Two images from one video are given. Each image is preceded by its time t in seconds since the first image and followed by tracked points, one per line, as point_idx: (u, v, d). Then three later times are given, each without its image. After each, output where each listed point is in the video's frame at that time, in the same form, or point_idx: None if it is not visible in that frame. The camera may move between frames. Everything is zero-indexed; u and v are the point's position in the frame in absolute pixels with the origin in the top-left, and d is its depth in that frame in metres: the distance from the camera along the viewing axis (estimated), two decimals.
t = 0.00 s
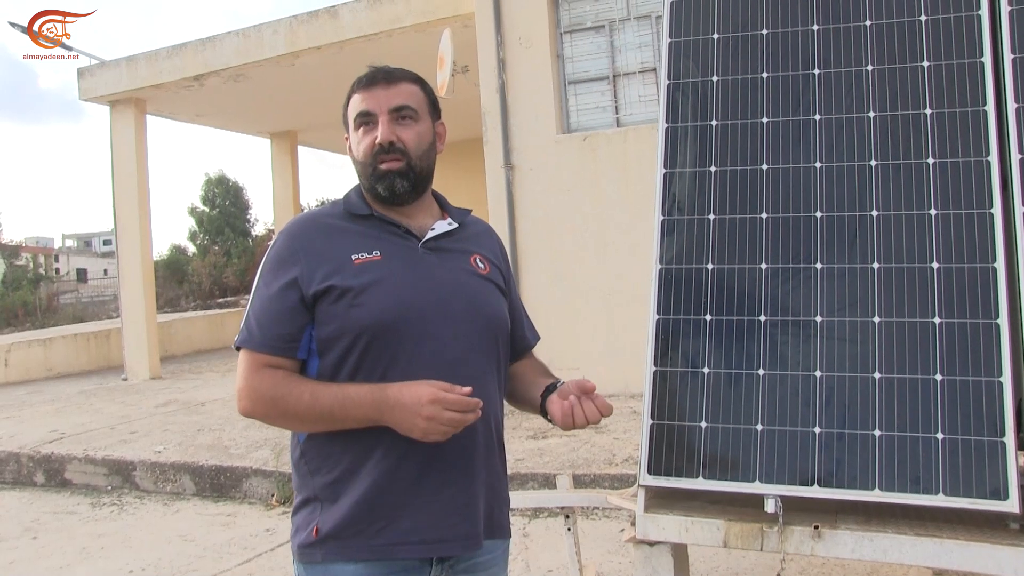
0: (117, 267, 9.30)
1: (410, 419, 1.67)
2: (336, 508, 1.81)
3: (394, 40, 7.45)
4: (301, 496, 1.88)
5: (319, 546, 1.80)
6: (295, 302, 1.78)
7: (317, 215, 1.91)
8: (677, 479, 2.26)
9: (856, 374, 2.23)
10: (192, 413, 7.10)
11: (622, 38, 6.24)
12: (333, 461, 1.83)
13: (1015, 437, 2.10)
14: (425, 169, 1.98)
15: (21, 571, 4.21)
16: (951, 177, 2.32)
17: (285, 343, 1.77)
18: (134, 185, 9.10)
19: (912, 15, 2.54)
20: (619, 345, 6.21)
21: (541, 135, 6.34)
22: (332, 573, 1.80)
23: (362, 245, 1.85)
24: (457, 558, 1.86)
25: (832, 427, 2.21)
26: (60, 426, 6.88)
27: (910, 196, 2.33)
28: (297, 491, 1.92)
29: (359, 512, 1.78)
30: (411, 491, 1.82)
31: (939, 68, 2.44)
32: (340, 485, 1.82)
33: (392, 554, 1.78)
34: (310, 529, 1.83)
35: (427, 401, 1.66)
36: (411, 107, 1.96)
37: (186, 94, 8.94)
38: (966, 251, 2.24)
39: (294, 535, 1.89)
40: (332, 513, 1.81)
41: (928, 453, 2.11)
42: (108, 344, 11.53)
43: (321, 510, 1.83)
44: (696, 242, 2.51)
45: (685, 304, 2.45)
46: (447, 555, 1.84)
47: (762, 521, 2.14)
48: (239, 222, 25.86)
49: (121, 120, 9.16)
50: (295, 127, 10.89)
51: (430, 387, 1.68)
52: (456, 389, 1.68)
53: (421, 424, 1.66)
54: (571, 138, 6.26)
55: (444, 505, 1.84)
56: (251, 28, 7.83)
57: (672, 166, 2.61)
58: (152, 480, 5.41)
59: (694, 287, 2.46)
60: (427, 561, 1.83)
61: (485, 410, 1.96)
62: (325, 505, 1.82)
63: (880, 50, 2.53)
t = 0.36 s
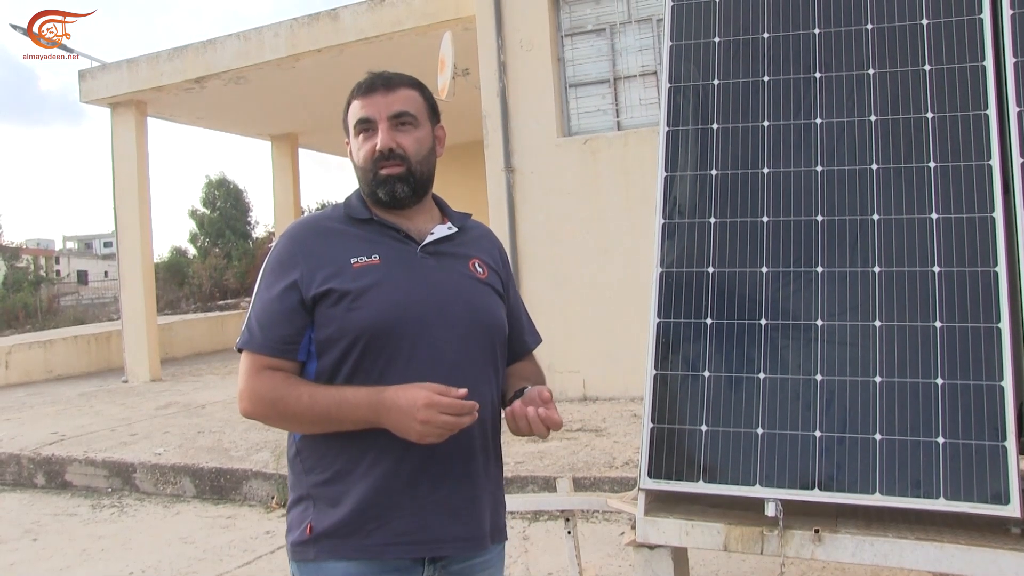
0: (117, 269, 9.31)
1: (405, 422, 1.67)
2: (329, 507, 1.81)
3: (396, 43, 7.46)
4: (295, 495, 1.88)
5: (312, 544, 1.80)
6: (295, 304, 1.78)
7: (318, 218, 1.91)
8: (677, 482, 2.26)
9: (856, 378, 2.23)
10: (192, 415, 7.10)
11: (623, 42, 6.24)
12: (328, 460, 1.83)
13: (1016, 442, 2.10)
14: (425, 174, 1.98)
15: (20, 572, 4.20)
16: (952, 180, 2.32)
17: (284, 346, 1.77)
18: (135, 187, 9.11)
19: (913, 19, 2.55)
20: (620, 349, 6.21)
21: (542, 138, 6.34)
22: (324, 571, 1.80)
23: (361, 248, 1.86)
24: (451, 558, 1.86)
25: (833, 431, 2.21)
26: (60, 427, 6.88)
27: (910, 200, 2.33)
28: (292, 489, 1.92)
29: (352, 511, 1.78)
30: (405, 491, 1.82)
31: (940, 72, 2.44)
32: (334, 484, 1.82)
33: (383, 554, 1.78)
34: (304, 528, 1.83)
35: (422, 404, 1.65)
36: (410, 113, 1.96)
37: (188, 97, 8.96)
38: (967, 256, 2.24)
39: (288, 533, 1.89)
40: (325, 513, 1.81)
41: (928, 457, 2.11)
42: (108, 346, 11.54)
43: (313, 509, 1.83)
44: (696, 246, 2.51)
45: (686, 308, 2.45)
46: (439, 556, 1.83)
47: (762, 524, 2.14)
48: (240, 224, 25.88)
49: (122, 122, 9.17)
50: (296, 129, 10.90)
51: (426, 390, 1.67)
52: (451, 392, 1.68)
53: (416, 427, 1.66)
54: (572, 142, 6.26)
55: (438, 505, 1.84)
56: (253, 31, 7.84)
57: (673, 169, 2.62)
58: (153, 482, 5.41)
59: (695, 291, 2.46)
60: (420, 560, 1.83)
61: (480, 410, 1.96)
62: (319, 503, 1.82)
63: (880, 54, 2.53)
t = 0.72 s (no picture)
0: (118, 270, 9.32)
1: (390, 413, 1.66)
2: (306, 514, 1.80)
3: (394, 44, 7.47)
4: (270, 503, 1.86)
5: (291, 554, 1.79)
6: (263, 310, 1.75)
7: (280, 223, 1.89)
8: (677, 483, 2.26)
9: (856, 379, 2.23)
10: (193, 416, 7.10)
11: (622, 42, 6.24)
12: (302, 467, 1.81)
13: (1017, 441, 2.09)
14: (387, 175, 1.98)
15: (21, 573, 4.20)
16: (952, 180, 2.32)
17: (254, 353, 1.74)
18: (136, 188, 9.12)
19: (912, 19, 2.55)
20: (620, 349, 6.21)
21: (542, 139, 6.34)
22: None
23: (328, 251, 1.85)
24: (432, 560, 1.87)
25: (833, 431, 2.21)
26: (61, 429, 6.88)
27: (909, 200, 2.33)
28: (266, 498, 1.90)
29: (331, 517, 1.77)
30: (384, 495, 1.81)
31: (939, 72, 2.44)
32: (310, 491, 1.80)
33: (367, 557, 1.77)
34: (281, 536, 1.81)
35: (406, 392, 1.65)
36: (370, 114, 1.96)
37: (188, 98, 8.96)
38: (967, 256, 2.23)
39: (264, 543, 1.87)
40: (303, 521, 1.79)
41: (930, 457, 2.10)
42: (109, 347, 11.54)
43: (291, 517, 1.81)
44: (697, 247, 2.51)
45: (685, 308, 2.44)
46: (421, 558, 1.84)
47: (763, 525, 2.13)
48: (241, 226, 25.89)
49: (123, 123, 9.18)
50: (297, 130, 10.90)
51: (407, 375, 1.67)
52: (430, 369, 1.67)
53: (403, 415, 1.65)
54: (572, 142, 6.26)
55: (417, 507, 1.84)
56: (253, 32, 7.85)
57: (673, 169, 2.61)
58: (153, 483, 5.41)
59: (695, 291, 2.45)
60: (400, 564, 1.83)
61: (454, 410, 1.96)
62: (296, 511, 1.81)
63: (880, 53, 2.53)
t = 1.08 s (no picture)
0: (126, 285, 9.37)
1: (339, 387, 1.55)
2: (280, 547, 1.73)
3: (398, 58, 7.52)
4: (240, 534, 1.79)
5: None
6: (214, 343, 1.66)
7: (223, 249, 1.79)
8: (684, 493, 2.25)
9: (864, 388, 2.22)
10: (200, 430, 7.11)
11: (625, 53, 6.28)
12: (272, 499, 1.74)
13: None
14: (335, 196, 1.90)
15: None
16: (956, 187, 2.32)
17: (208, 386, 1.64)
18: (143, 204, 9.17)
19: (914, 27, 2.56)
20: (626, 360, 6.19)
21: (544, 149, 6.36)
22: None
23: (279, 276, 1.77)
24: None
25: (841, 440, 2.20)
26: (70, 444, 6.89)
27: (913, 207, 2.33)
28: (235, 530, 1.83)
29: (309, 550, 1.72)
30: (358, 524, 1.77)
31: (942, 79, 2.45)
32: (282, 523, 1.73)
33: None
34: (254, 569, 1.74)
35: (347, 359, 1.54)
36: (316, 133, 1.87)
37: (194, 113, 9.02)
38: (973, 263, 2.23)
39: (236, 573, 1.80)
40: (277, 555, 1.73)
41: (939, 466, 2.09)
42: (117, 363, 11.57)
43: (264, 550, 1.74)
44: (702, 257, 2.51)
45: (691, 318, 2.45)
46: None
47: (772, 535, 2.12)
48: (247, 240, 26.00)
49: (130, 139, 9.25)
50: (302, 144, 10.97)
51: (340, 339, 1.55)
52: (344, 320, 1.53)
53: (353, 379, 1.55)
54: (576, 153, 6.28)
55: (394, 533, 1.81)
56: (257, 47, 7.93)
57: (677, 180, 2.63)
58: (161, 498, 5.41)
59: (700, 301, 2.46)
60: None
61: (421, 433, 1.93)
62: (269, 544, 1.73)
63: (883, 61, 2.54)
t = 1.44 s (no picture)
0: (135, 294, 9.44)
1: (331, 470, 1.59)
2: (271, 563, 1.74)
3: (405, 66, 7.57)
4: (231, 549, 1.81)
5: None
6: (199, 362, 1.65)
7: (212, 263, 1.78)
8: (691, 501, 2.26)
9: (871, 395, 2.23)
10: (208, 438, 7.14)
11: (632, 61, 6.31)
12: (261, 515, 1.75)
13: None
14: (321, 206, 1.90)
15: None
16: (963, 195, 2.32)
17: (192, 406, 1.65)
18: (152, 213, 9.24)
19: (922, 33, 2.57)
20: (634, 368, 6.20)
21: (551, 158, 6.39)
22: None
23: (267, 291, 1.76)
24: None
25: (847, 448, 2.20)
26: (79, 452, 6.93)
27: (921, 214, 2.34)
28: (228, 543, 1.83)
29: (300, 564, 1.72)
30: (349, 537, 1.78)
31: (950, 85, 2.46)
32: (272, 538, 1.74)
33: None
34: None
35: (345, 453, 1.57)
36: (300, 145, 1.86)
37: (202, 123, 9.09)
38: (981, 270, 2.23)
39: None
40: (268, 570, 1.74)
41: (946, 474, 2.10)
42: (125, 371, 11.63)
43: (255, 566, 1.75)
44: (708, 264, 2.53)
45: (698, 326, 2.47)
46: None
47: (778, 542, 2.12)
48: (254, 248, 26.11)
49: (139, 149, 9.32)
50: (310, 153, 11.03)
51: (343, 431, 1.58)
52: (356, 417, 1.56)
53: (345, 471, 1.59)
54: (582, 162, 6.31)
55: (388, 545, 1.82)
56: (265, 57, 8.00)
57: (684, 188, 2.64)
58: (169, 506, 5.43)
59: (707, 309, 2.48)
60: None
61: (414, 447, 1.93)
62: (260, 559, 1.74)
63: (890, 67, 2.54)
